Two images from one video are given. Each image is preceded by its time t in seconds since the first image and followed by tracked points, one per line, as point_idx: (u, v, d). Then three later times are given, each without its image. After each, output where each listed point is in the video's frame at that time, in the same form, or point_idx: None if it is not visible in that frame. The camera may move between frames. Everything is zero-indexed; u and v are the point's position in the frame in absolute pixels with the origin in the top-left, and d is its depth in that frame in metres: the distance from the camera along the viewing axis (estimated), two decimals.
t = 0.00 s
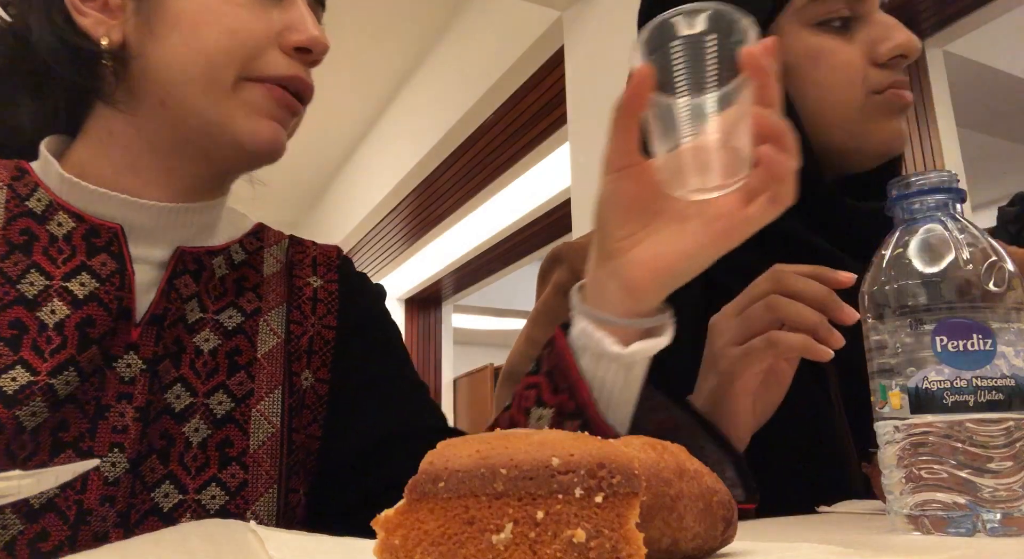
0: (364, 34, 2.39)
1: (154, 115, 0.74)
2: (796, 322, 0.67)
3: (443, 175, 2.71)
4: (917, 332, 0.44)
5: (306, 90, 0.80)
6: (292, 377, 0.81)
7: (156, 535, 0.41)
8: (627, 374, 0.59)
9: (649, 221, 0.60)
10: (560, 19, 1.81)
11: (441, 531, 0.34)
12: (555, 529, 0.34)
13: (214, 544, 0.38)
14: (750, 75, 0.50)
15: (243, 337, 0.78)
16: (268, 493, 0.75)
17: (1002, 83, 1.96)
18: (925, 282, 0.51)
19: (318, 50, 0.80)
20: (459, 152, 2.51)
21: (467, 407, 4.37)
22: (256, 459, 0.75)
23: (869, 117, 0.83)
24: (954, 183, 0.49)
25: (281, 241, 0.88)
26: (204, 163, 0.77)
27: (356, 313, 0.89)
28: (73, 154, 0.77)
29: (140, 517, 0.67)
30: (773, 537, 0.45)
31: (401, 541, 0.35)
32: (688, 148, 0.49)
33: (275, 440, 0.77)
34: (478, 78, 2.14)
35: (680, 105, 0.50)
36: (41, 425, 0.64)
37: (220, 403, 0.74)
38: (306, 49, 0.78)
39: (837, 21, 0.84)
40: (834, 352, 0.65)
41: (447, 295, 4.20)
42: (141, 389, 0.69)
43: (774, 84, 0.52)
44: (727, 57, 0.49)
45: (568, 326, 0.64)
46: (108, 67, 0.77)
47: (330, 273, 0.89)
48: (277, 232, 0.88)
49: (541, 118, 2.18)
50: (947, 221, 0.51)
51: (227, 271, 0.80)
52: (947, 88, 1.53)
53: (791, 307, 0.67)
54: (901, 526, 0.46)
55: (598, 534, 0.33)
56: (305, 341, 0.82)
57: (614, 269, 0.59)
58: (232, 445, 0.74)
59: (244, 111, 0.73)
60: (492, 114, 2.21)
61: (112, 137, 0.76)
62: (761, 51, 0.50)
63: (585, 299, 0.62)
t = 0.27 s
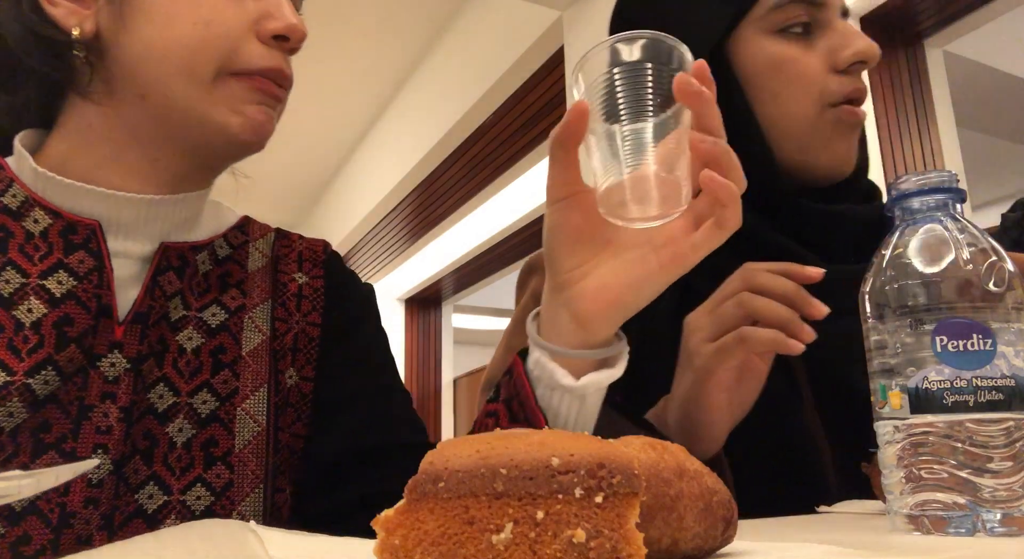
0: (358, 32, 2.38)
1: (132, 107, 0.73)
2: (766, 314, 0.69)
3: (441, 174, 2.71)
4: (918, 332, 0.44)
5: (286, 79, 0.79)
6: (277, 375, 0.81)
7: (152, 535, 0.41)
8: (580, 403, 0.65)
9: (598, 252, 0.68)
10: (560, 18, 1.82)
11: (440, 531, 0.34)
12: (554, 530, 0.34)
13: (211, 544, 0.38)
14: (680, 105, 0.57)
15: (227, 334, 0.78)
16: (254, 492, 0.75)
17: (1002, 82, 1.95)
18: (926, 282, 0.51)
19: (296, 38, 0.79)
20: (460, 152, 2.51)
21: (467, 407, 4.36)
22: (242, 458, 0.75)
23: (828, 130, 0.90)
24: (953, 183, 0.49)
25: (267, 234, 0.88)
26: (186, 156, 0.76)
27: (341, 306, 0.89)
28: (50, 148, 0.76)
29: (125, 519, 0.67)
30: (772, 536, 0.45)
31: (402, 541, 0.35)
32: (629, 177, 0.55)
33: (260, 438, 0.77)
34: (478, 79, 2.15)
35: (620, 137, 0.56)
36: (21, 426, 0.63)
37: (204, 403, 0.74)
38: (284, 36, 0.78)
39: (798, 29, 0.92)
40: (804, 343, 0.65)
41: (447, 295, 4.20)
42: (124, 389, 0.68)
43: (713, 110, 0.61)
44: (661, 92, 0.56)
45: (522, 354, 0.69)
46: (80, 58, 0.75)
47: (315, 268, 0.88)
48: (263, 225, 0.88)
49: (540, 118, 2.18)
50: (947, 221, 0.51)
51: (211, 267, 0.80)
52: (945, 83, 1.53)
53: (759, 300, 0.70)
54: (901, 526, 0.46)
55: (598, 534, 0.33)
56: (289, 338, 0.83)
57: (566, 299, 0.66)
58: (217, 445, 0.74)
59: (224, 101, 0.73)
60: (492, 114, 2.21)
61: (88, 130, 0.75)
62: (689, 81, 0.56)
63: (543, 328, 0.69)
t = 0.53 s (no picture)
0: (356, 32, 2.37)
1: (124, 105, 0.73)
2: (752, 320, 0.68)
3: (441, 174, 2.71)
4: (918, 332, 0.44)
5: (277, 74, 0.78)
6: (271, 373, 0.80)
7: (149, 536, 0.41)
8: (585, 395, 0.67)
9: (607, 239, 0.67)
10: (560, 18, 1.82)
11: (440, 531, 0.34)
12: (555, 529, 0.34)
13: (212, 544, 0.38)
14: (695, 89, 0.56)
15: (219, 333, 0.77)
16: (249, 491, 0.75)
17: (1002, 80, 1.95)
18: (926, 282, 0.51)
19: (287, 33, 0.79)
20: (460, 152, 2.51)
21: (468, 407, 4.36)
22: (236, 458, 0.75)
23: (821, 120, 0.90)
24: (953, 182, 0.49)
25: (259, 232, 0.88)
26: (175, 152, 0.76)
27: (332, 303, 0.88)
28: (45, 147, 0.76)
29: (118, 520, 0.67)
30: (773, 537, 0.45)
31: (402, 541, 0.35)
32: (641, 165, 0.55)
33: (254, 438, 0.77)
34: (478, 79, 2.15)
35: (631, 122, 0.55)
36: (12, 427, 0.63)
37: (197, 403, 0.74)
38: (275, 31, 0.77)
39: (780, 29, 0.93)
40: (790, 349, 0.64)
41: (447, 295, 4.20)
42: (116, 390, 0.68)
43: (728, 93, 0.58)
44: (673, 73, 0.55)
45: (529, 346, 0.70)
46: (68, 56, 0.75)
47: (308, 265, 0.88)
48: (256, 222, 0.88)
49: (540, 118, 2.17)
50: (947, 221, 0.51)
51: (203, 266, 0.80)
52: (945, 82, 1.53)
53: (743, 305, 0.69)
54: (901, 526, 0.45)
55: (598, 534, 0.33)
56: (283, 336, 0.82)
57: (573, 288, 0.67)
58: (210, 445, 0.74)
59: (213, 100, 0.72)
60: (493, 113, 2.21)
61: (81, 128, 0.75)
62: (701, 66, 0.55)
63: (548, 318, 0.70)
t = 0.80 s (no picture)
0: (356, 32, 2.37)
1: (121, 104, 0.73)
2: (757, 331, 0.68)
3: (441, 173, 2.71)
4: (918, 332, 0.44)
5: (272, 73, 0.78)
6: (270, 372, 0.80)
7: (149, 537, 0.41)
8: (595, 378, 0.65)
9: (611, 226, 0.68)
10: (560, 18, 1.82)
11: (441, 531, 0.34)
12: (555, 529, 0.34)
13: (215, 543, 0.38)
14: (696, 75, 0.57)
15: (218, 333, 0.77)
16: (248, 491, 0.74)
17: (1001, 82, 1.95)
18: (926, 282, 0.51)
19: (283, 32, 0.79)
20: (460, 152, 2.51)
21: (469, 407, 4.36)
22: (235, 457, 0.74)
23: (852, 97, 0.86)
24: (952, 182, 0.49)
25: (257, 231, 0.88)
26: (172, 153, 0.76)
27: (330, 302, 0.88)
28: (46, 147, 0.76)
29: (118, 521, 0.67)
30: (774, 537, 0.45)
31: (402, 541, 0.34)
32: (643, 146, 0.55)
33: (255, 436, 0.76)
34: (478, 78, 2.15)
35: (635, 105, 0.56)
36: (11, 427, 0.63)
37: (196, 402, 0.74)
38: (271, 31, 0.77)
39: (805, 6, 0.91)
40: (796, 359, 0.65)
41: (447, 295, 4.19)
42: (115, 390, 0.68)
43: (729, 75, 0.60)
44: (674, 58, 0.56)
45: (535, 331, 0.69)
46: (64, 56, 0.75)
47: (306, 264, 0.89)
48: (253, 222, 0.88)
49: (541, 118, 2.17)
50: (947, 221, 0.51)
51: (202, 265, 0.80)
52: (944, 81, 1.54)
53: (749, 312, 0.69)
54: (900, 526, 0.45)
55: (598, 534, 0.33)
56: (282, 335, 0.82)
57: (581, 274, 0.67)
58: (210, 444, 0.73)
59: (209, 101, 0.72)
60: (494, 113, 2.21)
61: (78, 127, 0.75)
62: (704, 50, 0.55)
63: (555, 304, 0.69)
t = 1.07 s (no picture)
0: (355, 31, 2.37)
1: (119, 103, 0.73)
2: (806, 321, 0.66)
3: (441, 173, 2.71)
4: (918, 332, 0.45)
5: (270, 71, 0.78)
6: (269, 372, 0.80)
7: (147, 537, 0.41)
8: (599, 380, 0.65)
9: (613, 226, 0.68)
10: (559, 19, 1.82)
11: (440, 531, 0.34)
12: (555, 529, 0.34)
13: (214, 543, 0.38)
14: (700, 77, 0.58)
15: (217, 333, 0.77)
16: (248, 490, 0.74)
17: (1000, 81, 1.96)
18: (927, 282, 0.51)
19: (280, 30, 0.79)
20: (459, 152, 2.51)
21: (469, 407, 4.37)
22: (235, 457, 0.74)
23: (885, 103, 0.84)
24: (952, 182, 0.49)
25: (256, 231, 0.88)
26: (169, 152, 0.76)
27: (330, 301, 0.88)
28: (44, 147, 0.76)
29: (117, 522, 0.67)
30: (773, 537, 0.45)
31: (402, 541, 0.34)
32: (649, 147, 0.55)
33: (253, 436, 0.76)
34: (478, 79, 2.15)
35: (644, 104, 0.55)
36: (9, 428, 0.63)
37: (195, 402, 0.74)
38: (268, 29, 0.77)
39: None
40: (851, 354, 0.62)
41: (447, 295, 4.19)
42: (114, 391, 0.68)
43: (738, 78, 0.61)
44: (681, 59, 0.56)
45: (539, 331, 0.68)
46: (60, 56, 0.75)
47: (305, 264, 0.89)
48: (252, 221, 0.88)
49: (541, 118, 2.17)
50: (947, 221, 0.51)
51: (200, 265, 0.80)
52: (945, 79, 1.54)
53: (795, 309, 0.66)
54: (901, 526, 0.45)
55: (598, 534, 0.33)
56: (281, 335, 0.82)
57: (583, 276, 0.67)
58: (209, 444, 0.73)
59: (206, 100, 0.72)
60: (494, 113, 2.21)
61: (75, 126, 0.75)
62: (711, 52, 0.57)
63: (558, 305, 0.69)
